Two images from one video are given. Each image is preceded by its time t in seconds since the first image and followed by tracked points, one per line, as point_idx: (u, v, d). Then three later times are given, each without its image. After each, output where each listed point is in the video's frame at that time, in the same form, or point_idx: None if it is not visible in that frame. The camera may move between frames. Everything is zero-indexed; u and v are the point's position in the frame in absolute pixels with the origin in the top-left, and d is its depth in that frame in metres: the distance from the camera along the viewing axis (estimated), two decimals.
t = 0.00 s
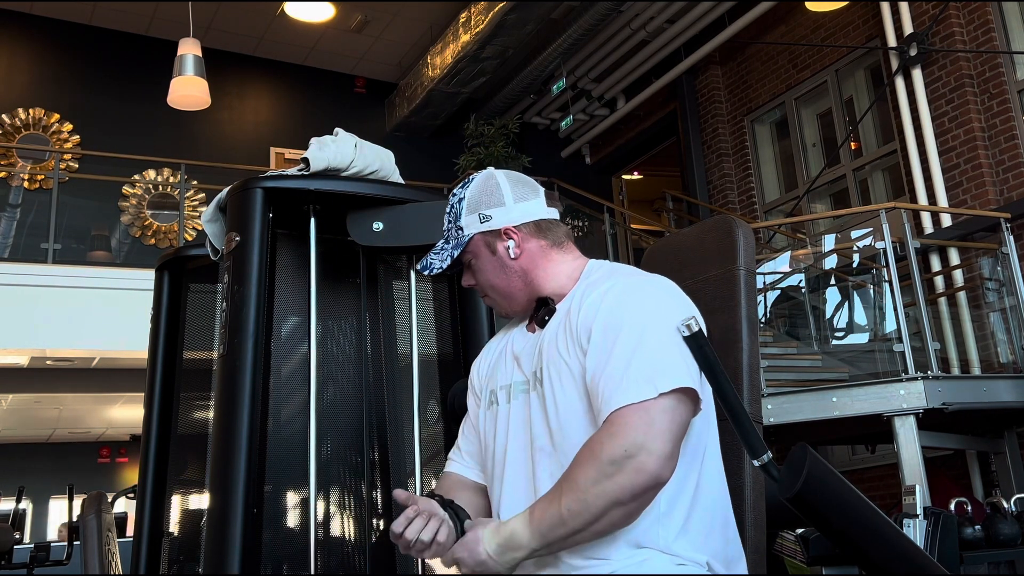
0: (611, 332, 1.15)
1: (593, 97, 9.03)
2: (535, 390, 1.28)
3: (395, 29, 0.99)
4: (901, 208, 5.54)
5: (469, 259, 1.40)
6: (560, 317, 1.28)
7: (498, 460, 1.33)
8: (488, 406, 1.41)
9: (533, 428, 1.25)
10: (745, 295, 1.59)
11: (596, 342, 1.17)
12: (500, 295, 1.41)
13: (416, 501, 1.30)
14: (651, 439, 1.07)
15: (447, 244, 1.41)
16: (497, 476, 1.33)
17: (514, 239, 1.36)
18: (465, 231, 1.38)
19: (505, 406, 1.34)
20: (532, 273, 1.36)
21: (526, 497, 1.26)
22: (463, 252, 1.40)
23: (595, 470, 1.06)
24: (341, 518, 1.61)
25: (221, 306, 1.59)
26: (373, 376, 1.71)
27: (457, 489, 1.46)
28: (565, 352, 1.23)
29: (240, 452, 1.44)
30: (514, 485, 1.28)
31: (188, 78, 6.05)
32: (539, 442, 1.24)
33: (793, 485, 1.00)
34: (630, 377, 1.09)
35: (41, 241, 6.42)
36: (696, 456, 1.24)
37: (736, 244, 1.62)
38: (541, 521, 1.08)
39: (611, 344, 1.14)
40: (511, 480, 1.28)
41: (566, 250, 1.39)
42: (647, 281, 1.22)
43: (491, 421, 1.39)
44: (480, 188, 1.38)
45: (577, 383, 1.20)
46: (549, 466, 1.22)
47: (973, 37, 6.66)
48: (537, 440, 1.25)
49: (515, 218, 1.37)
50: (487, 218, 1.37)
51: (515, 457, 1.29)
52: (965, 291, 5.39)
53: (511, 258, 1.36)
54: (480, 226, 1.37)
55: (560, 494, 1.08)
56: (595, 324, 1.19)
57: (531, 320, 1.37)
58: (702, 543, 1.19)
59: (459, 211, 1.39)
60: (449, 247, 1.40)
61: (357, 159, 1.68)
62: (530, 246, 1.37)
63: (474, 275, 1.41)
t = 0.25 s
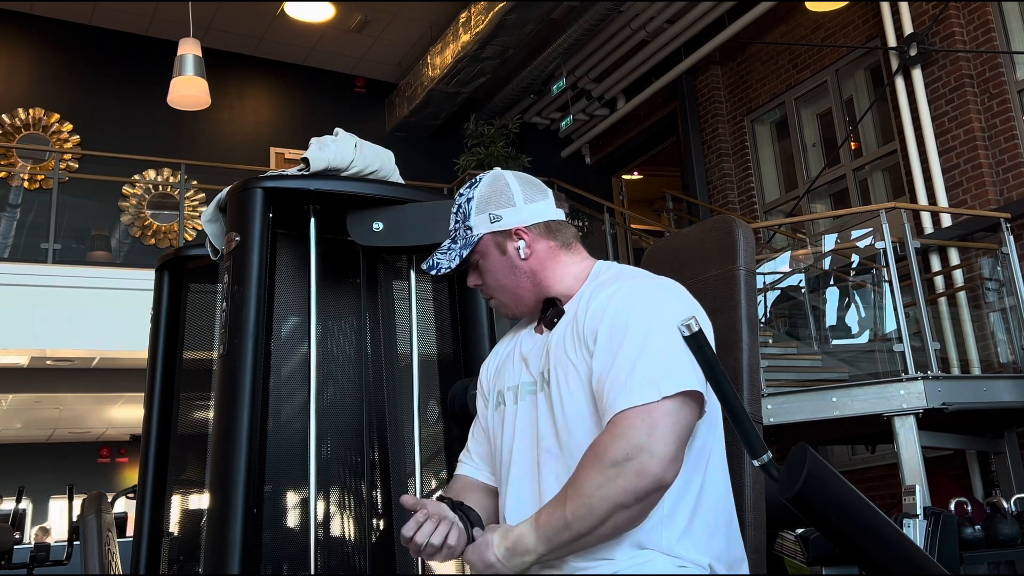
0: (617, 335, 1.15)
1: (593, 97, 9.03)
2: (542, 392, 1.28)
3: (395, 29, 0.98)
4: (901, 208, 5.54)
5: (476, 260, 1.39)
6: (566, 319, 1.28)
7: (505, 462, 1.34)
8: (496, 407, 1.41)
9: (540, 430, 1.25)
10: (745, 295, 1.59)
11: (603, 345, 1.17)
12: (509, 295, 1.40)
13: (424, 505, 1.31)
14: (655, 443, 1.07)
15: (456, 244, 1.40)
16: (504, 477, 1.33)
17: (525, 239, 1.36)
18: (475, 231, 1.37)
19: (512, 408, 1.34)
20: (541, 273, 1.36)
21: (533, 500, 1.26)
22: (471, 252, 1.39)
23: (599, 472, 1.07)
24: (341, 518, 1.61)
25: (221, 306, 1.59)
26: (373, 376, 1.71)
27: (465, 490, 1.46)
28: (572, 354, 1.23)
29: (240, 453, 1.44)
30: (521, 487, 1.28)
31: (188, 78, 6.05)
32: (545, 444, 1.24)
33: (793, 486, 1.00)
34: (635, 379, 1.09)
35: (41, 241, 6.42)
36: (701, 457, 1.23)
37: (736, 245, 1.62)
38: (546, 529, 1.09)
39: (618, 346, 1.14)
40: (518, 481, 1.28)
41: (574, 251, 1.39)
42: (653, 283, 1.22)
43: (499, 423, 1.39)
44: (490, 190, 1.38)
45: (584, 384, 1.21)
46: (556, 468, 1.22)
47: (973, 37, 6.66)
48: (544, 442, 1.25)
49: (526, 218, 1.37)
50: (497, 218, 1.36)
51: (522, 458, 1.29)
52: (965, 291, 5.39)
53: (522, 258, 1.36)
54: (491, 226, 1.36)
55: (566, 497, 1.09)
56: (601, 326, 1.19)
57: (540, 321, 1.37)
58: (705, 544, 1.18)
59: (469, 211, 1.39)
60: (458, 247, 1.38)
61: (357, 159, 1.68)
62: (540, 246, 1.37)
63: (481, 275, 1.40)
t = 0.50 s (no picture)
0: (624, 325, 1.16)
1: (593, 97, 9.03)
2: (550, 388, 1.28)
3: (395, 28, 0.98)
4: (901, 208, 5.54)
5: (525, 226, 1.33)
6: (576, 317, 1.29)
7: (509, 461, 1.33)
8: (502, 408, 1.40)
9: (546, 425, 1.25)
10: (745, 295, 1.59)
11: (610, 336, 1.18)
12: (550, 272, 1.34)
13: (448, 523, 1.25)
14: (645, 428, 1.07)
15: (511, 201, 1.32)
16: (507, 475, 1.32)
17: (576, 221, 1.37)
18: (537, 194, 1.34)
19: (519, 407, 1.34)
20: (578, 260, 1.36)
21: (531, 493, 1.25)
22: (523, 216, 1.33)
23: (585, 443, 1.08)
24: (341, 518, 1.61)
25: (221, 306, 1.59)
26: (373, 376, 1.71)
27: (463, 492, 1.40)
28: (581, 348, 1.24)
29: (240, 453, 1.44)
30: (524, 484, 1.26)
31: (188, 78, 6.05)
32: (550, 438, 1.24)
33: (793, 486, 1.00)
34: (635, 365, 1.10)
35: (41, 241, 6.42)
36: (706, 461, 1.23)
37: (736, 245, 1.62)
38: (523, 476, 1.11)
39: (623, 336, 1.15)
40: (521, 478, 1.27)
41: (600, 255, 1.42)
42: (663, 284, 1.23)
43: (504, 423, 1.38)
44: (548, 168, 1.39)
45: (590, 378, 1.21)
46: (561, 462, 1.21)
47: (973, 37, 6.66)
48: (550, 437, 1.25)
49: (578, 204, 1.39)
50: (558, 192, 1.36)
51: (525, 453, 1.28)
52: (965, 291, 5.39)
53: (569, 238, 1.35)
54: (554, 195, 1.35)
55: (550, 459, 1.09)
56: (609, 318, 1.20)
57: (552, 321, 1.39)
58: (708, 546, 1.18)
59: (529, 177, 1.35)
60: (517, 204, 1.32)
61: (357, 159, 1.68)
62: (583, 235, 1.38)
63: (522, 245, 1.33)
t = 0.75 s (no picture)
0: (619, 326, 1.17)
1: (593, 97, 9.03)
2: (554, 389, 1.29)
3: (396, 27, 0.98)
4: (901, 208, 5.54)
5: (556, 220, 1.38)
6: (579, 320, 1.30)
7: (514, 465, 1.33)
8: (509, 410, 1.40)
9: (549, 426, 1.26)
10: (745, 295, 1.59)
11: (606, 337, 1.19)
12: (573, 265, 1.38)
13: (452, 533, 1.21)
14: (620, 425, 1.06)
15: (545, 192, 1.37)
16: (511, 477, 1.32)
17: (600, 223, 1.43)
18: (569, 190, 1.39)
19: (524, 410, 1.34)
20: (600, 259, 1.41)
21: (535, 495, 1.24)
22: (554, 210, 1.38)
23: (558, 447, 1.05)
24: (341, 518, 1.61)
25: (221, 306, 1.59)
26: (373, 376, 1.71)
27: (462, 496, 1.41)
28: (583, 350, 1.25)
29: (240, 453, 1.44)
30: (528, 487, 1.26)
31: (188, 78, 6.05)
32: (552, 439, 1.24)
33: (794, 485, 1.00)
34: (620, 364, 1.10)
35: (41, 241, 6.42)
36: (716, 466, 1.23)
37: (736, 244, 1.62)
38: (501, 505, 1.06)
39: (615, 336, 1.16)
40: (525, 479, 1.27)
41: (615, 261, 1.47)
42: (661, 284, 1.24)
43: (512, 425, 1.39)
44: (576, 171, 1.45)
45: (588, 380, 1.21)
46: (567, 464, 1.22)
47: (973, 37, 6.66)
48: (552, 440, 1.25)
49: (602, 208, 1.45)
50: (587, 193, 1.42)
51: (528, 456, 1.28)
52: (965, 291, 5.39)
53: (595, 237, 1.40)
54: (584, 195, 1.41)
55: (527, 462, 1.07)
56: (606, 321, 1.21)
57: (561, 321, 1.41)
58: (714, 549, 1.18)
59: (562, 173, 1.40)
60: (550, 196, 1.37)
61: (357, 159, 1.68)
62: (604, 238, 1.43)
63: (550, 238, 1.38)
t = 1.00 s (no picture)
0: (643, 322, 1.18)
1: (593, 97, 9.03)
2: (565, 384, 1.29)
3: (396, 28, 0.98)
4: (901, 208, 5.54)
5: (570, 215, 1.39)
6: (597, 316, 1.31)
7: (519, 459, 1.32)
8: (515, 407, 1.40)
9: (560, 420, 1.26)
10: (744, 294, 1.59)
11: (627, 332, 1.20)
12: (584, 261, 1.38)
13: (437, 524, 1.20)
14: (643, 419, 1.08)
15: (561, 186, 1.38)
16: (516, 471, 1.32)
17: (614, 223, 1.43)
18: (585, 188, 1.40)
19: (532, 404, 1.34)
20: (610, 258, 1.41)
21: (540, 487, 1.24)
22: (569, 204, 1.39)
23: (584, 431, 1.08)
24: (341, 518, 1.61)
25: (220, 306, 1.59)
26: (373, 375, 1.71)
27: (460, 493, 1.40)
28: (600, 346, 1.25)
29: (240, 453, 1.44)
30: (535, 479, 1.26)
31: (188, 78, 6.05)
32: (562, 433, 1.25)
33: (794, 485, 0.99)
34: (647, 359, 1.12)
35: (41, 241, 6.42)
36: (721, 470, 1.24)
37: (736, 243, 1.62)
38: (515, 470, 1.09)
39: (639, 330, 1.17)
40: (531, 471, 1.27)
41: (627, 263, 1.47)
42: (680, 286, 1.25)
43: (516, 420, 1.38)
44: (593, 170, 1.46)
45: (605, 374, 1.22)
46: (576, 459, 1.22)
47: (973, 37, 6.66)
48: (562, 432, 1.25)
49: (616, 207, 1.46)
50: (603, 192, 1.44)
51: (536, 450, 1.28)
52: (965, 291, 5.39)
53: (607, 236, 1.41)
54: (599, 193, 1.42)
55: (545, 445, 1.11)
56: (627, 317, 1.22)
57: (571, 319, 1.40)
58: (716, 550, 1.18)
59: (579, 170, 1.42)
60: (566, 190, 1.38)
61: (357, 159, 1.68)
62: (617, 238, 1.43)
63: (563, 233, 1.39)
